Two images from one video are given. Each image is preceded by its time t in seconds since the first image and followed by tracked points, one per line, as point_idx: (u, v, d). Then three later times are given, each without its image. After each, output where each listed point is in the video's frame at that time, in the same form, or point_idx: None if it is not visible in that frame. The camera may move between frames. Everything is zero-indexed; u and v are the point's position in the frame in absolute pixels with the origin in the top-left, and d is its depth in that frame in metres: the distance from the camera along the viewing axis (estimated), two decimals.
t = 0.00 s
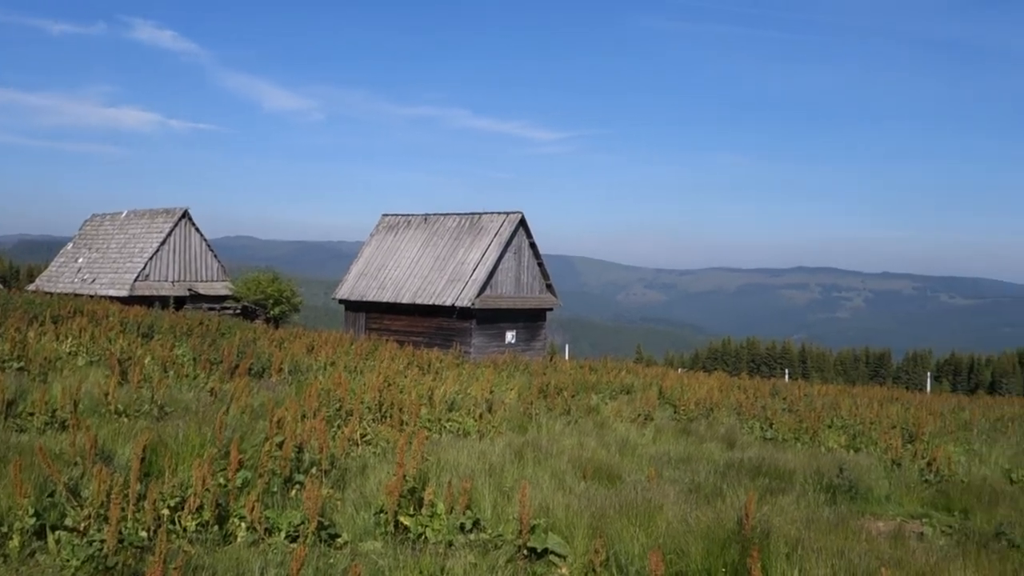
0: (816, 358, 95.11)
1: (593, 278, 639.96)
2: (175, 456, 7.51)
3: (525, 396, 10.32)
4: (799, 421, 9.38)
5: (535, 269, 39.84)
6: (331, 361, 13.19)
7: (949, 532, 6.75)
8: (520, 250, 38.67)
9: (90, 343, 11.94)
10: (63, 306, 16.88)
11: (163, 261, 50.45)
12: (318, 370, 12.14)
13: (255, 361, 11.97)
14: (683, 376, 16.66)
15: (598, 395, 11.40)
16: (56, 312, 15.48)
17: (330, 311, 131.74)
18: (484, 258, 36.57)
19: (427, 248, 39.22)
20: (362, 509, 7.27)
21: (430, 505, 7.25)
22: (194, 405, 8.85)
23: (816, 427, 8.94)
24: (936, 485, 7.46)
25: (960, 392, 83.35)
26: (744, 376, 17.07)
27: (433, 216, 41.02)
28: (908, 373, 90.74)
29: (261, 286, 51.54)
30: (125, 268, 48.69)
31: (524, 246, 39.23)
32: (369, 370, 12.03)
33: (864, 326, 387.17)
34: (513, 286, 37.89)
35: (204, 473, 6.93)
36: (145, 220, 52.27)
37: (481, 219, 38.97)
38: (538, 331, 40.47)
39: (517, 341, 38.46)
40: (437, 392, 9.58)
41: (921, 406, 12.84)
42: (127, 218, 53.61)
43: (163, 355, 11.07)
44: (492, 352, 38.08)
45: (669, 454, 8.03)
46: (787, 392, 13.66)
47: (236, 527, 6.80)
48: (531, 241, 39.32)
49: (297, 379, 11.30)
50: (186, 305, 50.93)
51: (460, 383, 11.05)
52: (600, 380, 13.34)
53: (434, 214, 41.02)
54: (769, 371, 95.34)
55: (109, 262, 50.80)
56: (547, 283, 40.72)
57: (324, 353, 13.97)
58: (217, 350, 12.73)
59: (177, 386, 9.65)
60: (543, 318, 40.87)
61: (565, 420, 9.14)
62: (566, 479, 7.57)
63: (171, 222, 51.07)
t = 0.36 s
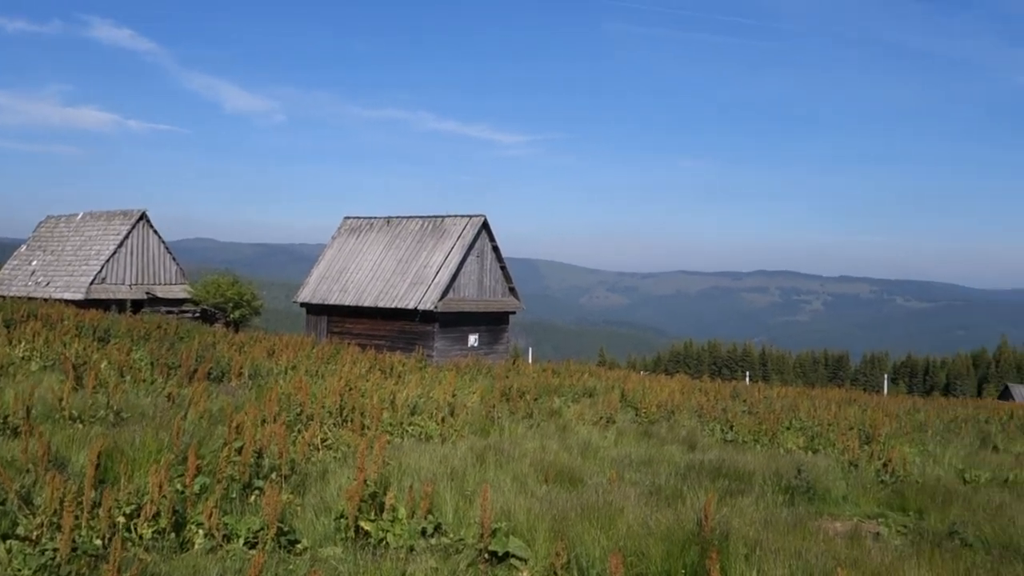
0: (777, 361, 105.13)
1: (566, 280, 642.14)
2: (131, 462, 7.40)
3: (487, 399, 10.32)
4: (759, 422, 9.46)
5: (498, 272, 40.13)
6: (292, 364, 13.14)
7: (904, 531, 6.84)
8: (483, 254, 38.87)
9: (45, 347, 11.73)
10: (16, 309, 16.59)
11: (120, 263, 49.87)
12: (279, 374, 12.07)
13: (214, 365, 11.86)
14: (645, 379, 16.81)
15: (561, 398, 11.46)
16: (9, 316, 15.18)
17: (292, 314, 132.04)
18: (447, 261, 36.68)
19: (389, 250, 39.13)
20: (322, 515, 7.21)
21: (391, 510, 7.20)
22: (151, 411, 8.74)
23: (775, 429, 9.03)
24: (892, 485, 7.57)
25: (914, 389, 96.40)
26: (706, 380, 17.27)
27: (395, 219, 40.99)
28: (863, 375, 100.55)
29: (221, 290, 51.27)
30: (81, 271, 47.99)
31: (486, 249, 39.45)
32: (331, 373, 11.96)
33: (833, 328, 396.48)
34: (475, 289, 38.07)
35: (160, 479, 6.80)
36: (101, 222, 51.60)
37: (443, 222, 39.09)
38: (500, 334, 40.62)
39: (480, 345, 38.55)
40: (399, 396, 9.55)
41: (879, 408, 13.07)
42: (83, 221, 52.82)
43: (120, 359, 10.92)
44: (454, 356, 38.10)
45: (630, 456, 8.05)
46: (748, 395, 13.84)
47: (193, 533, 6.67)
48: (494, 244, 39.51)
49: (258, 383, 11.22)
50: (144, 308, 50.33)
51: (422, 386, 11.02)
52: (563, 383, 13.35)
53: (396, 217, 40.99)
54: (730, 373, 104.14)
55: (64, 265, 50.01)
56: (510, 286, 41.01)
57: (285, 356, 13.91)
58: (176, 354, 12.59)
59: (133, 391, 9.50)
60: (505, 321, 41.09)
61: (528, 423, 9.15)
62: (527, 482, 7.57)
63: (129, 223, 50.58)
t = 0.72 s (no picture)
0: (756, 363, 108.75)
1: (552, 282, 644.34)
2: (106, 466, 7.35)
3: (466, 401, 10.30)
4: (736, 423, 9.47)
5: (478, 274, 40.17)
6: (271, 367, 13.09)
7: (879, 530, 6.89)
8: (462, 256, 38.91)
9: (18, 350, 11.62)
10: None
11: (95, 265, 49.64)
12: (256, 377, 12.02)
13: (191, 368, 11.79)
14: (626, 381, 16.80)
15: (539, 400, 11.45)
16: None
17: (270, 316, 132.11)
18: (427, 263, 36.71)
19: (369, 252, 39.08)
20: (299, 517, 7.18)
21: (368, 512, 7.18)
22: (126, 414, 8.67)
23: (753, 430, 9.05)
24: (868, 484, 7.62)
25: (891, 389, 102.63)
26: (687, 381, 17.27)
27: (374, 221, 40.91)
28: (840, 376, 104.31)
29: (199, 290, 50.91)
30: (55, 273, 47.69)
31: (466, 251, 39.48)
32: (308, 376, 11.92)
33: (817, 330, 400.71)
34: (455, 291, 38.07)
35: (135, 483, 6.73)
36: (76, 223, 51.31)
37: (422, 224, 39.07)
38: (480, 336, 40.63)
39: (459, 347, 38.46)
40: (378, 398, 9.51)
41: (855, 409, 13.04)
42: (58, 222, 52.46)
43: (94, 362, 10.84)
44: (434, 358, 37.98)
45: (609, 458, 8.06)
46: (727, 396, 13.89)
47: (168, 538, 6.61)
48: (473, 246, 39.56)
49: (235, 385, 11.16)
50: (120, 310, 50.13)
51: (401, 389, 10.98)
52: (543, 386, 13.30)
53: (376, 219, 40.92)
54: (709, 374, 107.51)
55: (38, 267, 49.65)
56: (489, 288, 41.01)
57: (263, 359, 13.84)
58: (153, 356, 12.52)
59: (109, 394, 9.43)
60: (485, 323, 41.03)
61: (506, 425, 9.15)
62: (505, 484, 7.56)
63: (105, 225, 50.33)
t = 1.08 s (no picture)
0: (726, 360, 110.78)
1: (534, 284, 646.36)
2: (70, 468, 7.25)
3: (438, 400, 10.28)
4: (706, 420, 9.51)
5: (449, 273, 40.17)
6: (240, 367, 13.00)
7: (845, 525, 6.97)
8: (433, 255, 38.91)
9: None
10: None
11: (61, 266, 49.24)
12: (225, 377, 11.93)
13: (158, 369, 11.68)
14: (596, 378, 16.85)
15: (510, 398, 11.46)
16: None
17: (240, 316, 131.94)
18: (397, 262, 36.64)
19: (339, 252, 38.96)
20: (268, 518, 7.13)
21: (337, 512, 7.15)
22: (92, 416, 8.57)
23: (723, 426, 9.08)
24: (835, 479, 7.68)
25: (860, 386, 109.06)
26: (655, 379, 17.29)
27: (345, 220, 40.79)
28: (808, 372, 106.86)
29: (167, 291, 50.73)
30: (20, 273, 47.19)
31: (437, 250, 39.48)
32: (278, 377, 11.83)
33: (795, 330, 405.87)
34: (426, 290, 38.04)
35: (99, 485, 6.66)
36: (41, 223, 50.86)
37: (393, 223, 39.02)
38: (451, 335, 40.64)
39: (431, 346, 38.45)
40: (348, 398, 9.47)
41: (822, 404, 13.14)
42: (22, 222, 51.93)
43: (59, 364, 10.71)
44: (405, 357, 37.91)
45: (579, 455, 8.06)
46: (695, 393, 13.97)
47: (134, 540, 6.53)
48: (444, 245, 39.61)
49: (203, 386, 11.08)
50: (86, 311, 49.74)
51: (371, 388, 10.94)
52: (514, 383, 13.32)
53: (346, 218, 40.81)
54: (679, 371, 109.62)
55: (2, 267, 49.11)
56: (461, 287, 41.03)
57: (232, 359, 13.75)
58: (119, 357, 12.38)
59: (74, 396, 9.32)
60: (457, 322, 41.03)
61: (478, 424, 9.13)
62: (476, 483, 7.54)
63: (70, 225, 49.89)
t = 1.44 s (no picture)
0: (683, 352, 112.31)
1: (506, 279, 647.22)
2: (18, 467, 7.13)
3: (395, 394, 10.26)
4: (663, 412, 9.57)
5: (407, 267, 40.14)
6: (194, 363, 12.88)
7: (797, 513, 7.09)
8: (391, 249, 38.80)
9: None
10: None
11: (8, 260, 48.96)
12: (179, 373, 11.80)
13: (110, 365, 11.52)
14: (554, 371, 16.94)
15: (469, 391, 11.45)
16: None
17: (195, 311, 130.74)
18: (355, 256, 36.44)
19: (296, 246, 38.65)
20: (222, 515, 7.05)
21: (292, 508, 7.10)
22: (41, 413, 8.44)
23: (679, 418, 9.15)
24: (789, 468, 7.79)
25: (814, 376, 111.48)
26: (613, 371, 17.40)
27: (301, 214, 40.49)
28: (763, 364, 109.01)
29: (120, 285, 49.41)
30: None
31: (395, 244, 39.37)
32: (233, 372, 11.69)
33: (763, 324, 412.18)
34: (385, 283, 37.94)
35: (46, 485, 6.52)
36: None
37: (351, 217, 38.82)
38: (410, 329, 40.58)
39: (389, 340, 38.43)
40: (304, 393, 9.40)
41: (776, 395, 13.32)
42: None
43: (7, 361, 10.52)
44: (363, 351, 37.82)
45: (537, 448, 8.08)
46: (652, 385, 14.13)
47: (83, 540, 6.42)
48: (402, 239, 39.53)
49: (156, 382, 10.95)
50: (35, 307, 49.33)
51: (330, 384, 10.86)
52: (473, 377, 13.37)
53: (303, 212, 40.50)
54: (637, 364, 111.00)
55: None
56: (419, 280, 41.02)
57: (186, 355, 13.62)
58: (69, 354, 12.20)
59: (23, 395, 9.15)
60: (416, 316, 40.98)
61: (435, 417, 9.12)
62: (433, 476, 7.51)
63: (18, 219, 49.56)
